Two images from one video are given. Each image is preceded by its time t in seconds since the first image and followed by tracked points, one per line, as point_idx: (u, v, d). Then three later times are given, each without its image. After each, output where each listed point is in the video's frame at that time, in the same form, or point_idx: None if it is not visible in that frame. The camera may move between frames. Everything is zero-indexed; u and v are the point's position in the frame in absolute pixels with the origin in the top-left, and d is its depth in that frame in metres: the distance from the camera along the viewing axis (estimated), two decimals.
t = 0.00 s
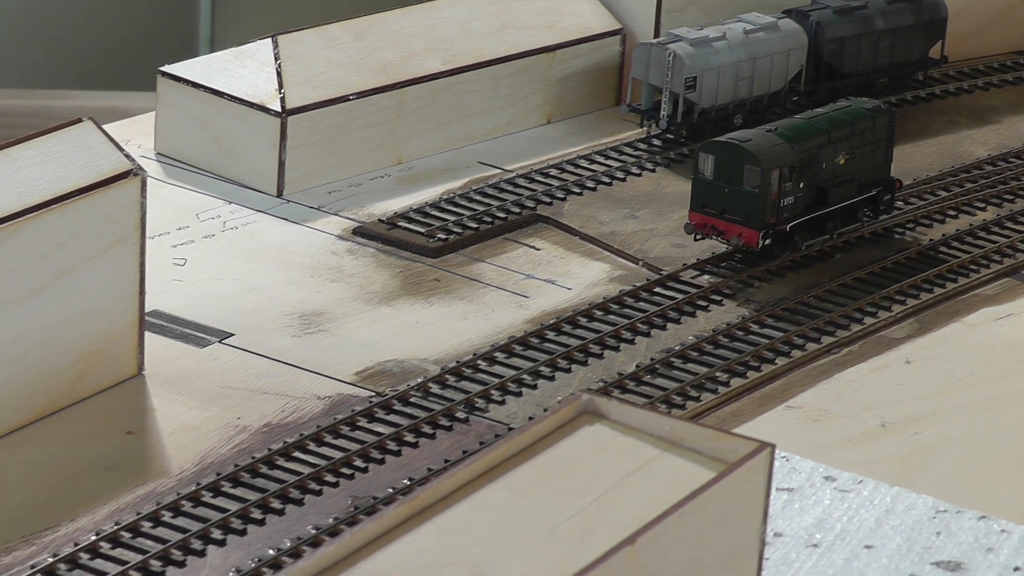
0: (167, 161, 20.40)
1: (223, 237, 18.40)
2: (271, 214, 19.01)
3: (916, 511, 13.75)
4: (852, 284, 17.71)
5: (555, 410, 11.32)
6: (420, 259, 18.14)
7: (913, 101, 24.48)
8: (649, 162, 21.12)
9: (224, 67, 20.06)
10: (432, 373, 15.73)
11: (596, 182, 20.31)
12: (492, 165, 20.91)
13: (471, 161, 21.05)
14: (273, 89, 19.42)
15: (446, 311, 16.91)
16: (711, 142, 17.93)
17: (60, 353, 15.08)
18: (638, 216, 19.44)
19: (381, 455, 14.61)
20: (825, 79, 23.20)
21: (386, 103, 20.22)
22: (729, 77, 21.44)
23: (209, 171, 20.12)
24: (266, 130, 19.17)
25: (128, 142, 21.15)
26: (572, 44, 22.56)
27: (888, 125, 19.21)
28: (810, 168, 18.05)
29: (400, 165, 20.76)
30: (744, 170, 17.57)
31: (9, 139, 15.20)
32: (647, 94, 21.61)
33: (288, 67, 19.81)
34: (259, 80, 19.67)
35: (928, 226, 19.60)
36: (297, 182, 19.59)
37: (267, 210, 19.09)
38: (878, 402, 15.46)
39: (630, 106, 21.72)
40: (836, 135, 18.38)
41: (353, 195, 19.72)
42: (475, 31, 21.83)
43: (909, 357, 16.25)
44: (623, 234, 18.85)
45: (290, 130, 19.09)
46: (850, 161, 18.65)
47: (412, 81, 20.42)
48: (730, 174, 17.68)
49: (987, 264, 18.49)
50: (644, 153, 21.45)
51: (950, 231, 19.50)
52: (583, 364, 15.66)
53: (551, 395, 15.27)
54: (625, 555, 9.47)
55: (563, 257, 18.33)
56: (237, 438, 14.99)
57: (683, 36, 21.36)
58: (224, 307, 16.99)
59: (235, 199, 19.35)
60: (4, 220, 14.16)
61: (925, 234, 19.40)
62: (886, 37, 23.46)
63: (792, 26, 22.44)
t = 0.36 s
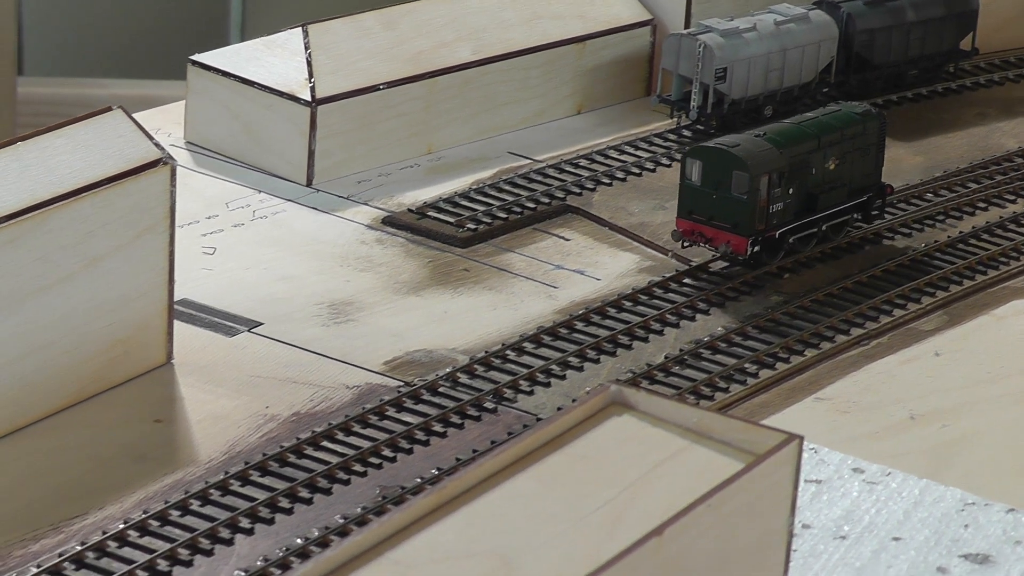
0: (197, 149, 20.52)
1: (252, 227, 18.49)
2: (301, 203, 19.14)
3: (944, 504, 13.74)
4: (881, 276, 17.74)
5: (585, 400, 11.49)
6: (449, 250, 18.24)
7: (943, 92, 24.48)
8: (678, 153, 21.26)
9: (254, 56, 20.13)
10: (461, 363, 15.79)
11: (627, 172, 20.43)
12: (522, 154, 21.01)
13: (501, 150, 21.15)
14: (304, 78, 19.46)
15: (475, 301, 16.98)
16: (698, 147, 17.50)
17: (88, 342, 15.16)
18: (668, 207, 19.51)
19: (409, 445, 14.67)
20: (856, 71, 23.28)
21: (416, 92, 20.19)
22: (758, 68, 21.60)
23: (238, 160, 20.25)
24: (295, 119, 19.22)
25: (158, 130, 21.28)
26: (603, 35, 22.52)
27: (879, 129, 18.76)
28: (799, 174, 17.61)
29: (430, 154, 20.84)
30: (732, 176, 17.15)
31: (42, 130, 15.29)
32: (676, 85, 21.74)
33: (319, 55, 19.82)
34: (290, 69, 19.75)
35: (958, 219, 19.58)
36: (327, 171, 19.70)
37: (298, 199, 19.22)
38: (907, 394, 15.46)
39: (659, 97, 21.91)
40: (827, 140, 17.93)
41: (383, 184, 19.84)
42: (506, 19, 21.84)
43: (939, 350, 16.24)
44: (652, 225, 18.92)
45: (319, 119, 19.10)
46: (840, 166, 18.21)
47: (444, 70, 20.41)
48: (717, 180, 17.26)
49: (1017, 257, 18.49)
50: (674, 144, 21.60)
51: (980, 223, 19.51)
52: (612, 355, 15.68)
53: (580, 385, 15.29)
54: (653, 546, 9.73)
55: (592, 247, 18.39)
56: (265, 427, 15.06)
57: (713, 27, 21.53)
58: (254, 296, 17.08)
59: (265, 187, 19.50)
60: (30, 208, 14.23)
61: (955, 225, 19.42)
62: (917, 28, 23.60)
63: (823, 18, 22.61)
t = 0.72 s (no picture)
0: (229, 137, 20.74)
1: (283, 216, 18.67)
2: (333, 192, 19.38)
3: (974, 497, 13.76)
4: (913, 268, 17.79)
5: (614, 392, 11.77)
6: (481, 240, 18.43)
7: (974, 86, 24.95)
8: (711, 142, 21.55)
9: (286, 45, 20.67)
10: (491, 353, 15.89)
11: (659, 163, 20.71)
12: (554, 145, 21.24)
13: (533, 141, 21.38)
14: (335, 67, 19.88)
15: (506, 291, 17.14)
16: (688, 153, 17.20)
17: (117, 330, 15.30)
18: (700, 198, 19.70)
19: (439, 434, 14.71)
20: (889, 63, 23.74)
21: (447, 83, 20.48)
22: (792, 59, 21.98)
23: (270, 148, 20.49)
24: (328, 109, 19.48)
25: (190, 118, 21.47)
26: (634, 26, 22.75)
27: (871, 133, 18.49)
28: (791, 180, 17.33)
29: (462, 144, 21.09)
30: (722, 184, 16.87)
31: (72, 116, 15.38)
32: (709, 75, 22.06)
33: (352, 45, 19.95)
34: (322, 57, 20.21)
35: (990, 211, 19.74)
36: (359, 160, 19.95)
37: (330, 188, 19.47)
38: (938, 386, 15.49)
39: (691, 87, 22.20)
40: (818, 145, 17.66)
41: (416, 173, 20.07)
42: (537, 10, 21.98)
43: (970, 343, 16.29)
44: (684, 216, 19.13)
45: (351, 108, 19.38)
46: (832, 172, 17.93)
47: (474, 61, 20.63)
48: (708, 188, 16.96)
49: None
50: (707, 135, 21.91)
51: (1012, 216, 19.68)
52: (642, 346, 15.77)
53: (611, 375, 15.37)
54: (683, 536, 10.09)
55: (624, 239, 18.58)
56: (296, 415, 15.13)
57: (746, 18, 21.94)
58: (286, 285, 17.25)
59: (297, 176, 19.71)
60: (63, 197, 14.38)
61: (987, 217, 19.57)
62: (950, 20, 24.08)
63: (855, 10, 23.04)
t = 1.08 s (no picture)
0: (258, 128, 21.03)
1: (312, 206, 18.93)
2: (362, 182, 19.65)
3: (1001, 492, 13.83)
4: (942, 262, 17.93)
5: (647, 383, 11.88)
6: (510, 232, 18.68)
7: (1004, 81, 25.20)
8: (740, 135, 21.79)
9: (317, 36, 20.84)
10: (519, 345, 16.06)
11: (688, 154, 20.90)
12: (582, 137, 21.49)
13: (561, 133, 21.65)
14: (366, 58, 20.04)
15: (535, 283, 17.38)
16: (672, 164, 16.91)
17: (147, 320, 15.40)
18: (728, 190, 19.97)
19: (466, 426, 14.81)
20: (919, 57, 23.96)
21: (479, 74, 20.73)
22: (820, 53, 22.31)
23: (299, 139, 20.79)
24: (357, 100, 19.76)
25: (220, 109, 21.71)
26: (665, 18, 23.09)
27: (858, 142, 18.25)
28: (776, 191, 17.08)
29: (491, 136, 21.39)
30: (707, 195, 16.61)
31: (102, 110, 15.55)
32: (739, 69, 22.45)
33: (381, 37, 20.37)
34: (353, 48, 20.38)
35: (1018, 206, 19.99)
36: (389, 152, 20.24)
37: (359, 179, 19.74)
38: (966, 381, 15.59)
39: (721, 81, 22.49)
40: (805, 155, 17.40)
41: (446, 165, 20.35)
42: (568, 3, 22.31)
43: (998, 338, 16.42)
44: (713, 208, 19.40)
45: (382, 100, 19.67)
46: (819, 181, 17.68)
47: (505, 52, 20.87)
48: (692, 199, 16.69)
49: None
50: (736, 128, 22.15)
51: None
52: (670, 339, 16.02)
53: (638, 367, 15.57)
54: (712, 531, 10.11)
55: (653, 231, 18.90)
56: (324, 407, 15.23)
57: (775, 12, 22.27)
58: (317, 276, 17.45)
59: (325, 167, 20.00)
60: (92, 185, 14.47)
61: (1016, 213, 19.77)
62: (979, 15, 24.32)
63: (884, 4, 23.32)
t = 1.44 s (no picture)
0: (288, 120, 21.26)
1: (341, 198, 19.10)
2: (391, 175, 19.81)
3: None
4: (972, 258, 18.01)
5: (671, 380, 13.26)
6: (539, 224, 18.81)
7: None
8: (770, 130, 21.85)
9: (346, 29, 21.21)
10: (547, 338, 16.18)
11: (717, 149, 20.92)
12: (612, 131, 21.63)
13: (592, 126, 21.81)
14: (395, 51, 20.31)
15: (565, 276, 17.51)
16: (652, 175, 16.49)
17: (177, 309, 15.48)
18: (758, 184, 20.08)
19: (495, 420, 14.91)
20: (949, 52, 24.01)
21: (509, 67, 20.92)
22: (851, 47, 22.40)
23: (329, 131, 21.02)
24: (386, 92, 19.99)
25: (250, 101, 21.91)
26: (694, 13, 23.16)
27: (846, 154, 17.81)
28: (759, 204, 16.66)
29: (521, 129, 21.56)
30: (687, 208, 16.20)
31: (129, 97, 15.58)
32: (769, 63, 22.52)
33: (412, 30, 20.24)
34: (383, 42, 20.70)
35: None
36: (417, 145, 20.39)
37: (388, 170, 19.91)
38: (995, 377, 15.72)
39: (750, 76, 22.60)
40: (790, 167, 16.98)
41: (475, 159, 20.49)
42: None
43: None
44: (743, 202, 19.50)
45: (411, 92, 19.87)
46: (804, 194, 17.25)
47: (535, 46, 21.07)
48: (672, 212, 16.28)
49: None
50: (765, 122, 22.21)
51: None
52: (699, 332, 16.11)
53: (666, 361, 15.70)
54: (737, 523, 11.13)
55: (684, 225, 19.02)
56: (352, 399, 15.34)
57: (806, 7, 22.46)
58: (346, 268, 17.58)
59: (354, 158, 20.23)
60: (121, 177, 14.60)
61: None
62: (1010, 12, 24.39)
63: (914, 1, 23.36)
